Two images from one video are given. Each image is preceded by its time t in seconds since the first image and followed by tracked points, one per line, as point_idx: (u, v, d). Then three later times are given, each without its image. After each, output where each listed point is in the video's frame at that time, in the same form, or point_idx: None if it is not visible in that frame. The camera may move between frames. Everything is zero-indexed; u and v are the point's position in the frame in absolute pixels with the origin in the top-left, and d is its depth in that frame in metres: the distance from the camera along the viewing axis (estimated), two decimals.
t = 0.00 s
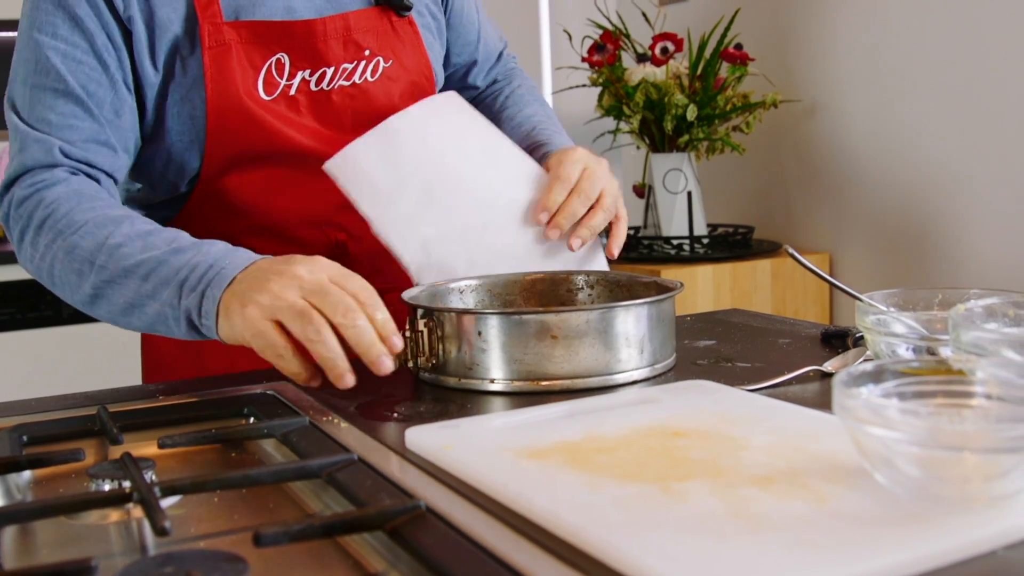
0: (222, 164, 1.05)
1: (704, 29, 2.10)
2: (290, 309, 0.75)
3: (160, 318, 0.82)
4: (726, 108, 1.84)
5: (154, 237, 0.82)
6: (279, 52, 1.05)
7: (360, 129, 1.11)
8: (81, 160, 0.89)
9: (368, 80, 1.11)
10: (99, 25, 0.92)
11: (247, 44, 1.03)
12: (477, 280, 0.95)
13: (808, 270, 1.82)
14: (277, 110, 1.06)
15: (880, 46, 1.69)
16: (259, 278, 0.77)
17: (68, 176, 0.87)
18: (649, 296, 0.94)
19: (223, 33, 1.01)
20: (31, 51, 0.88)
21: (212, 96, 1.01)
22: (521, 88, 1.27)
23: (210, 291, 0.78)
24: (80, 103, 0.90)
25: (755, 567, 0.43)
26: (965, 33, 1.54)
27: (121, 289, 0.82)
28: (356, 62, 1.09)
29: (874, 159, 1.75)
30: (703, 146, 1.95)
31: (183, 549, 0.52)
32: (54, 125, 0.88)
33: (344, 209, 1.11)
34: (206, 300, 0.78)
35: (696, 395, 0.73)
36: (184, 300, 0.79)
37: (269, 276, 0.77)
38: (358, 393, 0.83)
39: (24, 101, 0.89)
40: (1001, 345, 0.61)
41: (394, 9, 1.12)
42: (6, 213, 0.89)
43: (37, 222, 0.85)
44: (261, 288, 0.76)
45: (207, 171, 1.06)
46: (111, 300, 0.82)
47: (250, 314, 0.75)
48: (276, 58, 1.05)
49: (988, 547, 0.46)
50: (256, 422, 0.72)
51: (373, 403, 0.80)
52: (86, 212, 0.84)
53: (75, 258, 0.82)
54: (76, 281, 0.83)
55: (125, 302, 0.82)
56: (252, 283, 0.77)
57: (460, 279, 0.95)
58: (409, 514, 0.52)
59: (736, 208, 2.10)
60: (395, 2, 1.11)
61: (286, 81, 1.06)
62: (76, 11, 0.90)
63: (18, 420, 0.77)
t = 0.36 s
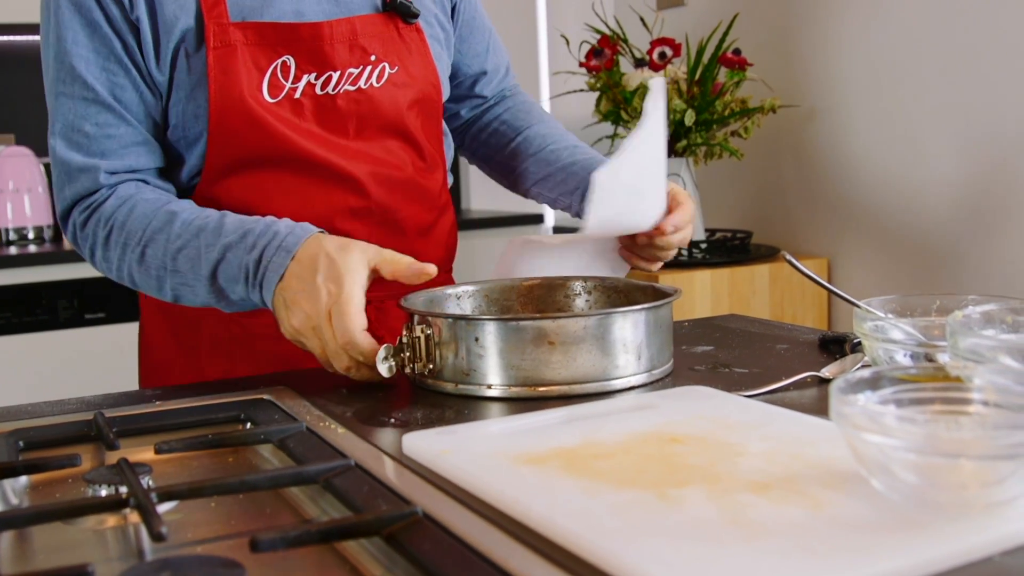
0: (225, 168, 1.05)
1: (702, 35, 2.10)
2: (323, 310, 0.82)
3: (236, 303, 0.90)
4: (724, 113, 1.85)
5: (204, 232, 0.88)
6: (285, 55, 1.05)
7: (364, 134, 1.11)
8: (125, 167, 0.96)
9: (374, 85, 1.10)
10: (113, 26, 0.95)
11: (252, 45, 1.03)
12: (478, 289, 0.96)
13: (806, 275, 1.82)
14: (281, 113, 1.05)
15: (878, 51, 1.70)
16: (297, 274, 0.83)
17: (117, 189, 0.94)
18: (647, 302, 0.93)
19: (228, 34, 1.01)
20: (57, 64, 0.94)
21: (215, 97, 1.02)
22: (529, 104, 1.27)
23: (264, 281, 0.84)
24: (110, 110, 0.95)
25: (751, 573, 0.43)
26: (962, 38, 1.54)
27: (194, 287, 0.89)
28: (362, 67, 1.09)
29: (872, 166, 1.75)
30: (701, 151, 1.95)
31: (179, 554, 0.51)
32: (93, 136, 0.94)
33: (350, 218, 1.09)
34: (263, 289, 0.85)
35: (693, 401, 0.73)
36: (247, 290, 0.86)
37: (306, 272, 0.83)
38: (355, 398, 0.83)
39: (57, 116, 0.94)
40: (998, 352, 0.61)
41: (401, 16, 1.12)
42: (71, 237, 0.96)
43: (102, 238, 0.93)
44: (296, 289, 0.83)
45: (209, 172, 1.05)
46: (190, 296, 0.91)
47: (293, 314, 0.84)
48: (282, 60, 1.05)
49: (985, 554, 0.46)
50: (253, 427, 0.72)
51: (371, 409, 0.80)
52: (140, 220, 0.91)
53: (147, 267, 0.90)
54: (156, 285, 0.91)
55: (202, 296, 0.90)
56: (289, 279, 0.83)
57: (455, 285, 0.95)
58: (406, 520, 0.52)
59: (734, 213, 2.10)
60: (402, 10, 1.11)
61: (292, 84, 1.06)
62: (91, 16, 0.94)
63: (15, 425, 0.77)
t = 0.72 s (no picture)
0: (239, 159, 1.06)
1: (701, 35, 2.10)
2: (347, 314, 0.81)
3: (260, 296, 0.90)
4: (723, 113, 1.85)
5: (232, 223, 0.89)
6: (306, 46, 1.06)
7: (381, 130, 1.11)
8: (149, 145, 0.97)
9: (393, 81, 1.10)
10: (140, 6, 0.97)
11: (274, 36, 1.04)
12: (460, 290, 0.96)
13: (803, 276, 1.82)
14: (299, 104, 1.05)
15: (876, 51, 1.70)
16: (325, 275, 0.83)
17: (143, 172, 0.95)
18: (628, 299, 0.93)
19: (250, 23, 1.02)
20: (86, 40, 0.95)
21: (233, 86, 1.02)
22: (550, 118, 1.25)
23: (291, 277, 0.84)
24: (137, 87, 0.97)
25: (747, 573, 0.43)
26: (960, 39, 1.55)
27: (218, 277, 0.90)
28: (382, 62, 1.09)
29: (870, 165, 1.75)
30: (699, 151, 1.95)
31: (175, 554, 0.51)
32: (119, 113, 0.96)
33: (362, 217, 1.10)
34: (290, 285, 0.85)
35: (689, 401, 0.73)
36: (272, 285, 0.86)
37: (334, 274, 0.83)
38: (350, 398, 0.83)
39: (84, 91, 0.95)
40: (994, 352, 0.61)
41: (423, 15, 1.12)
42: (90, 216, 0.97)
43: (125, 220, 0.94)
44: (323, 289, 0.83)
45: (223, 161, 1.05)
46: (213, 286, 0.91)
47: (314, 314, 0.84)
48: (302, 52, 1.05)
49: (979, 554, 0.46)
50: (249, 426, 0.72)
51: (367, 408, 0.80)
52: (167, 205, 0.91)
53: (170, 253, 0.91)
54: (177, 272, 0.92)
55: (225, 286, 0.90)
56: (316, 279, 0.83)
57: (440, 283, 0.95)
58: (401, 519, 0.52)
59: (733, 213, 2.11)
60: (422, 9, 1.11)
61: (311, 76, 1.06)
62: None
63: (12, 424, 0.77)
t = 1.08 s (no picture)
0: (243, 159, 1.06)
1: (701, 37, 2.10)
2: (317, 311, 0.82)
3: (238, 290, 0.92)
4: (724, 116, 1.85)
5: (209, 218, 0.90)
6: (314, 48, 1.06)
7: (387, 134, 1.11)
8: (141, 140, 0.98)
9: (400, 86, 1.10)
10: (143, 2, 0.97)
11: (282, 37, 1.04)
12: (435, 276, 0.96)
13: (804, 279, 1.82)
14: (305, 106, 1.05)
15: (877, 54, 1.70)
16: (296, 274, 0.84)
17: (131, 163, 0.96)
18: (604, 277, 0.93)
19: (259, 24, 1.03)
20: (86, 32, 0.96)
21: (238, 85, 1.03)
22: (561, 141, 1.23)
23: (264, 273, 0.86)
24: (132, 81, 0.97)
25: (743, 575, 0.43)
26: (960, 43, 1.55)
27: (197, 270, 0.92)
28: (389, 66, 1.10)
29: (870, 168, 1.75)
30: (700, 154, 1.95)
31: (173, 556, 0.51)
32: (112, 106, 0.96)
33: (366, 220, 1.10)
34: (262, 281, 0.86)
35: (689, 404, 0.73)
36: (248, 281, 0.88)
37: (305, 272, 0.84)
38: (349, 400, 0.83)
39: (81, 81, 0.97)
40: (993, 356, 0.61)
41: (435, 20, 1.12)
42: (81, 204, 0.99)
43: (111, 209, 0.95)
44: (295, 289, 0.84)
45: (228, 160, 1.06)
46: (192, 279, 0.93)
47: (290, 314, 0.85)
48: (310, 54, 1.05)
49: (977, 558, 0.46)
50: (248, 427, 0.72)
51: (364, 410, 0.79)
52: (150, 197, 0.93)
53: (153, 244, 0.93)
54: (159, 262, 0.94)
55: (204, 279, 0.92)
56: (289, 279, 0.84)
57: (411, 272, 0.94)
58: (399, 522, 0.52)
59: (733, 216, 2.11)
60: (436, 13, 1.12)
61: (318, 77, 1.06)
62: None
63: (11, 425, 0.77)
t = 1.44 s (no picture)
0: (243, 168, 1.06)
1: (702, 45, 2.11)
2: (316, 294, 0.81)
3: (238, 283, 0.92)
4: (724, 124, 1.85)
5: (206, 212, 0.91)
6: (314, 57, 1.06)
7: (387, 143, 1.12)
8: (140, 146, 0.99)
9: (400, 95, 1.11)
10: (145, 11, 0.98)
11: (283, 46, 1.05)
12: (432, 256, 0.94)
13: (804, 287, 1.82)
14: (305, 114, 1.06)
15: (877, 63, 1.71)
16: (296, 260, 0.84)
17: (129, 166, 0.97)
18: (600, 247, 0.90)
19: (260, 33, 1.04)
20: (86, 40, 0.97)
21: (238, 94, 1.03)
22: (554, 143, 1.24)
23: (263, 262, 0.86)
24: (132, 89, 0.98)
25: None
26: (959, 52, 1.55)
27: (197, 264, 0.92)
28: (390, 75, 1.10)
29: (870, 176, 1.76)
30: (701, 161, 1.95)
31: (175, 566, 0.52)
32: (112, 112, 0.97)
33: (366, 228, 1.10)
34: (261, 269, 0.86)
35: (689, 413, 0.74)
36: (248, 271, 0.88)
37: (304, 257, 0.83)
38: (351, 409, 0.83)
39: (81, 88, 0.97)
40: (992, 365, 0.62)
41: (436, 29, 1.13)
42: (80, 210, 0.99)
43: (111, 211, 0.96)
44: (296, 273, 0.84)
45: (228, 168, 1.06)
46: (191, 276, 0.93)
47: (291, 299, 0.84)
48: (310, 63, 1.06)
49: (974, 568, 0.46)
50: (250, 436, 0.72)
51: (367, 419, 0.80)
52: (148, 197, 0.94)
53: (152, 244, 0.93)
54: (159, 261, 0.94)
55: (203, 274, 0.92)
56: (289, 264, 0.84)
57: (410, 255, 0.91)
58: (400, 531, 0.52)
59: (733, 223, 2.11)
60: (436, 22, 1.12)
61: (319, 86, 1.07)
62: None
63: (13, 433, 0.78)
